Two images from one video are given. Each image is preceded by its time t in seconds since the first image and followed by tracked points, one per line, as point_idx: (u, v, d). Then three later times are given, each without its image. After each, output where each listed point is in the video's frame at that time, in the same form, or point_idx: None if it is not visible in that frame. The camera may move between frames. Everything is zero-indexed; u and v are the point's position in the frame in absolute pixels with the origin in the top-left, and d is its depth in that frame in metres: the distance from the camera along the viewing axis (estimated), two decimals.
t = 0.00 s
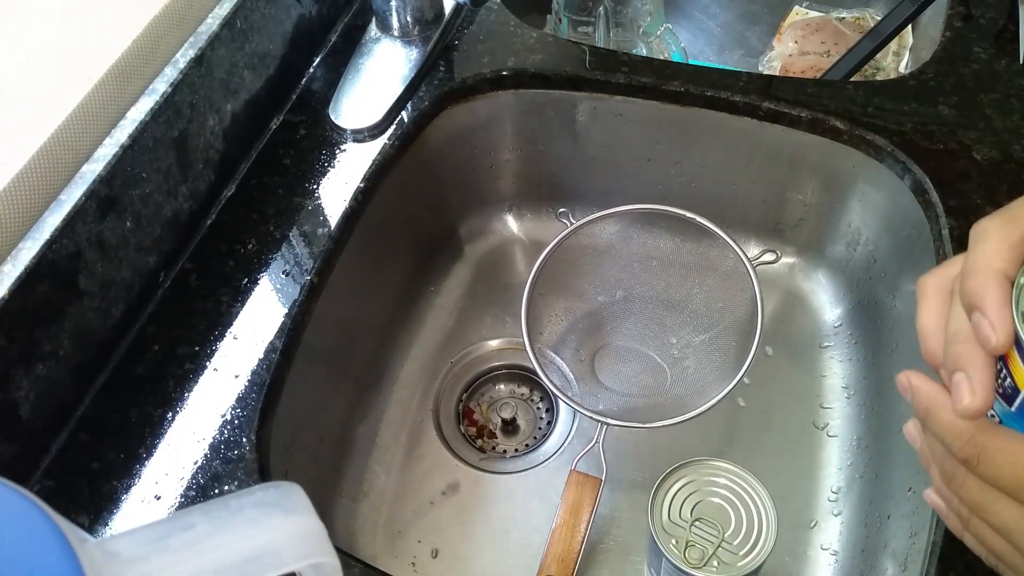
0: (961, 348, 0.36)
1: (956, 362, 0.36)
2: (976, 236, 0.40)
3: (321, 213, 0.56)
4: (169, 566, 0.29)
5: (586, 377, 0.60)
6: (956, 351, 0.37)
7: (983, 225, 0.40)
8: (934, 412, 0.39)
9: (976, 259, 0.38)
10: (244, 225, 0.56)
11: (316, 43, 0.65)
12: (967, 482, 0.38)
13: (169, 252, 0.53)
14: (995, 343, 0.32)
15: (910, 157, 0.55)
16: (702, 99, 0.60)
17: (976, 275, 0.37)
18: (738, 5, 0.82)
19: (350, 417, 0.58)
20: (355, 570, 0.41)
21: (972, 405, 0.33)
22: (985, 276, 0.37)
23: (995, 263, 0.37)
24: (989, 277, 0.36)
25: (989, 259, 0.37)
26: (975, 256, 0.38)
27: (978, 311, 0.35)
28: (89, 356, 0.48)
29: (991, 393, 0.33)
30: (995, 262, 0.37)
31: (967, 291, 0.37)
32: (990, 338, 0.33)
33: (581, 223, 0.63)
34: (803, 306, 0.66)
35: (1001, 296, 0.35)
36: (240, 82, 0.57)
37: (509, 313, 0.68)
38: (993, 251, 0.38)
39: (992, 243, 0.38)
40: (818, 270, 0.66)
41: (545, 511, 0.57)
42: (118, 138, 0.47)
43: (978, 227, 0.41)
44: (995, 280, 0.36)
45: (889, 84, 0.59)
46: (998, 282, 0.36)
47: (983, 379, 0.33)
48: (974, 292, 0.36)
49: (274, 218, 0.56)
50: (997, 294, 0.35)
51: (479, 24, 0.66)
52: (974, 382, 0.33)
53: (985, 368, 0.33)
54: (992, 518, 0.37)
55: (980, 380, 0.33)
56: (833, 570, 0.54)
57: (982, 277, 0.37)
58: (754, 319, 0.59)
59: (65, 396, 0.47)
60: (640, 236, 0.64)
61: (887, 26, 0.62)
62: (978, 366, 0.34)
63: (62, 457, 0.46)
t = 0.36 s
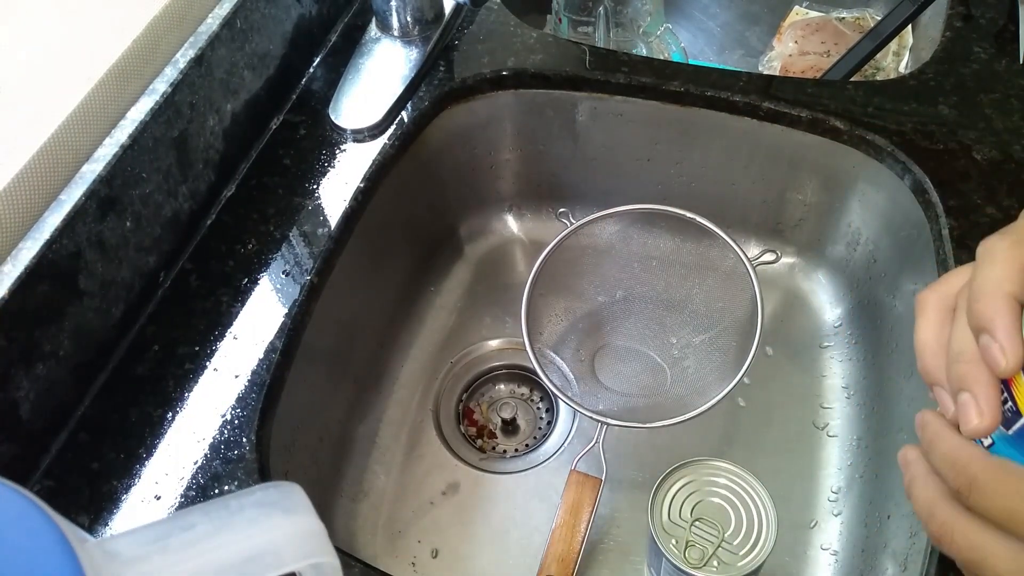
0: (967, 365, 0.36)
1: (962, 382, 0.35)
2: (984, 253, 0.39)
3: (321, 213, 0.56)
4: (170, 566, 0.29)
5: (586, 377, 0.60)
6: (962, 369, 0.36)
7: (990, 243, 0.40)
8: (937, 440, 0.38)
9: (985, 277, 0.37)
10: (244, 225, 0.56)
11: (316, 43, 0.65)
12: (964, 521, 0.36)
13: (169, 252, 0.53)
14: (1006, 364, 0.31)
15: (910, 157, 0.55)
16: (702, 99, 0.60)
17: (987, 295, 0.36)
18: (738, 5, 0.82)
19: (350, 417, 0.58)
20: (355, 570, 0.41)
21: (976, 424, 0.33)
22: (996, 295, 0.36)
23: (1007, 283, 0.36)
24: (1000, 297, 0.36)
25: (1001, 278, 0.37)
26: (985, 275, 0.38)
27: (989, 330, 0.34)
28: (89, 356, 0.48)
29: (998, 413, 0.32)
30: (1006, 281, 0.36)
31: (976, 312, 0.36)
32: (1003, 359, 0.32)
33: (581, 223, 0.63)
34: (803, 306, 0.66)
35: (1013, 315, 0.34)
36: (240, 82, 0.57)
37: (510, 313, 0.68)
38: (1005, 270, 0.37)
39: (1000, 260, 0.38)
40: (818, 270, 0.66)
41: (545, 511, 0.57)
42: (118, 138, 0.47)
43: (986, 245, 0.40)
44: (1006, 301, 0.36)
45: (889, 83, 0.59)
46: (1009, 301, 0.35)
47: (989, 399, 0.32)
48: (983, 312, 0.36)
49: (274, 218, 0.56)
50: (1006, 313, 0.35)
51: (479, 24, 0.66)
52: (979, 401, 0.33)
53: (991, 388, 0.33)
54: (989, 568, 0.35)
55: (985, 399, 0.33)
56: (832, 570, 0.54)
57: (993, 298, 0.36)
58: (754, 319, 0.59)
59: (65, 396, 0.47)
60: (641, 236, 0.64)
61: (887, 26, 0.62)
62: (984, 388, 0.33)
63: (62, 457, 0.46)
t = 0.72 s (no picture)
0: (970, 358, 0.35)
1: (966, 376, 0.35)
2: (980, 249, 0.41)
3: (321, 214, 0.56)
4: (170, 566, 0.29)
5: (586, 377, 0.60)
6: (965, 364, 0.36)
7: (982, 241, 0.41)
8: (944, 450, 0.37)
9: (982, 268, 0.39)
10: (244, 225, 0.56)
11: (316, 43, 0.65)
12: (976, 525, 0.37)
13: (169, 252, 0.53)
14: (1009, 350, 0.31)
15: (910, 157, 0.55)
16: (702, 99, 0.60)
17: (982, 285, 0.37)
18: (738, 5, 0.82)
19: (350, 417, 0.58)
20: (355, 570, 0.41)
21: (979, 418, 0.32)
22: (991, 283, 0.37)
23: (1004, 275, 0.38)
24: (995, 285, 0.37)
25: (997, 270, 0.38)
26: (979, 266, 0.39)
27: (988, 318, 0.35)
28: (89, 356, 0.48)
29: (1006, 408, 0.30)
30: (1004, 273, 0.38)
31: (972, 301, 0.37)
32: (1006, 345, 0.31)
33: (581, 223, 0.63)
34: (803, 306, 0.66)
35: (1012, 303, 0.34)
36: (240, 82, 0.57)
37: (509, 313, 0.68)
38: (1000, 262, 0.38)
39: (995, 255, 0.39)
40: (818, 270, 0.66)
41: (545, 511, 0.57)
42: (118, 138, 0.47)
43: (979, 242, 0.42)
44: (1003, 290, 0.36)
45: (889, 83, 0.59)
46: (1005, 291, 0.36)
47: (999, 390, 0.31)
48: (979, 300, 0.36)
49: (274, 218, 0.56)
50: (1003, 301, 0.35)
51: (478, 24, 0.66)
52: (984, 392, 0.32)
53: (995, 379, 0.32)
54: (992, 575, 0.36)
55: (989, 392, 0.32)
56: (832, 570, 0.54)
57: (988, 285, 0.37)
58: (754, 319, 0.59)
59: (65, 396, 0.47)
60: (640, 236, 0.64)
61: (887, 26, 0.62)
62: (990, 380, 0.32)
63: (62, 457, 0.46)
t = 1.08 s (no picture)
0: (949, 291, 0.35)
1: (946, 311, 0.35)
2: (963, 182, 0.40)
3: (321, 213, 0.56)
4: (170, 566, 0.29)
5: (586, 377, 0.60)
6: (946, 298, 0.35)
7: (968, 172, 0.40)
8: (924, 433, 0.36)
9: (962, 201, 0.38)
10: (244, 225, 0.56)
11: (316, 43, 0.65)
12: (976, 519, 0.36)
13: (169, 252, 0.53)
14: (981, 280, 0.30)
15: (910, 157, 0.55)
16: (702, 99, 0.60)
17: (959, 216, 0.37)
18: (738, 5, 0.82)
19: (350, 417, 0.58)
20: (355, 570, 0.41)
21: (958, 352, 0.31)
22: (969, 214, 0.36)
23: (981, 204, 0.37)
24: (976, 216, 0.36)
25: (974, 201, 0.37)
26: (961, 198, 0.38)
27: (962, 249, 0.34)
28: (89, 356, 0.48)
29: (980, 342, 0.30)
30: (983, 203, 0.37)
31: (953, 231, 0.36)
32: (980, 278, 0.31)
33: (581, 223, 0.63)
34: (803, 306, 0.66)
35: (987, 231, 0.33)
36: (240, 82, 0.57)
37: (509, 313, 0.68)
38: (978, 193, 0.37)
39: (976, 185, 0.38)
40: (818, 270, 0.66)
41: (545, 511, 0.57)
42: (118, 138, 0.47)
43: (963, 175, 0.40)
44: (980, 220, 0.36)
45: (889, 83, 0.59)
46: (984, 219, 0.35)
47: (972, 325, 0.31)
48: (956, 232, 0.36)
49: (274, 218, 0.56)
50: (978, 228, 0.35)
51: (479, 24, 0.66)
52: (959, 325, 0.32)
53: (970, 311, 0.32)
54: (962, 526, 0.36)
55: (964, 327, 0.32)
56: (832, 570, 0.54)
57: (965, 216, 0.36)
58: (754, 319, 0.59)
59: (65, 396, 0.47)
60: (640, 236, 0.64)
61: (887, 26, 0.62)
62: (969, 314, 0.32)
63: (62, 457, 0.46)
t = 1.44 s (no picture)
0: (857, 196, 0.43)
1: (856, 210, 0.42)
2: (887, 97, 0.45)
3: (321, 213, 0.56)
4: (170, 566, 0.29)
5: (586, 377, 0.60)
6: (854, 203, 0.43)
7: (893, 87, 0.46)
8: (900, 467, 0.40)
9: (882, 114, 0.44)
10: (244, 225, 0.56)
11: (316, 43, 0.65)
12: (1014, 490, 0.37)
13: (169, 252, 0.53)
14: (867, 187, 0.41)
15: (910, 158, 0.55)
16: (702, 99, 0.60)
17: (875, 129, 0.43)
18: (738, 5, 0.82)
19: (350, 417, 0.58)
20: (355, 570, 0.41)
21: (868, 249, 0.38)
22: (883, 128, 0.43)
23: (897, 120, 0.43)
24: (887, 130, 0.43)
25: (892, 115, 0.43)
26: (882, 112, 0.44)
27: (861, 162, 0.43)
28: (89, 357, 0.48)
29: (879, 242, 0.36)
30: (897, 119, 0.43)
31: (864, 143, 0.44)
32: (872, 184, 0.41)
33: (581, 222, 0.63)
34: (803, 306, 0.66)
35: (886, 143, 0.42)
36: (240, 82, 0.57)
37: (509, 313, 0.68)
38: (896, 109, 0.44)
39: (898, 100, 0.44)
40: (818, 270, 0.66)
41: (545, 511, 0.57)
42: (118, 138, 0.47)
43: (887, 91, 0.46)
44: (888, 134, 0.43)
45: (889, 84, 0.59)
46: (891, 133, 0.42)
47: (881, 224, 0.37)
48: (867, 144, 0.43)
49: (274, 218, 0.56)
50: (887, 144, 0.42)
51: (478, 24, 0.66)
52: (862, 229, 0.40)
53: (871, 217, 0.41)
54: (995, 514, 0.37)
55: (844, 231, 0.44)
56: (832, 570, 0.54)
57: (880, 129, 0.43)
58: (754, 319, 0.59)
59: (65, 397, 0.47)
60: (640, 236, 0.64)
61: (887, 26, 0.62)
62: (865, 214, 0.41)
63: (62, 458, 0.46)
